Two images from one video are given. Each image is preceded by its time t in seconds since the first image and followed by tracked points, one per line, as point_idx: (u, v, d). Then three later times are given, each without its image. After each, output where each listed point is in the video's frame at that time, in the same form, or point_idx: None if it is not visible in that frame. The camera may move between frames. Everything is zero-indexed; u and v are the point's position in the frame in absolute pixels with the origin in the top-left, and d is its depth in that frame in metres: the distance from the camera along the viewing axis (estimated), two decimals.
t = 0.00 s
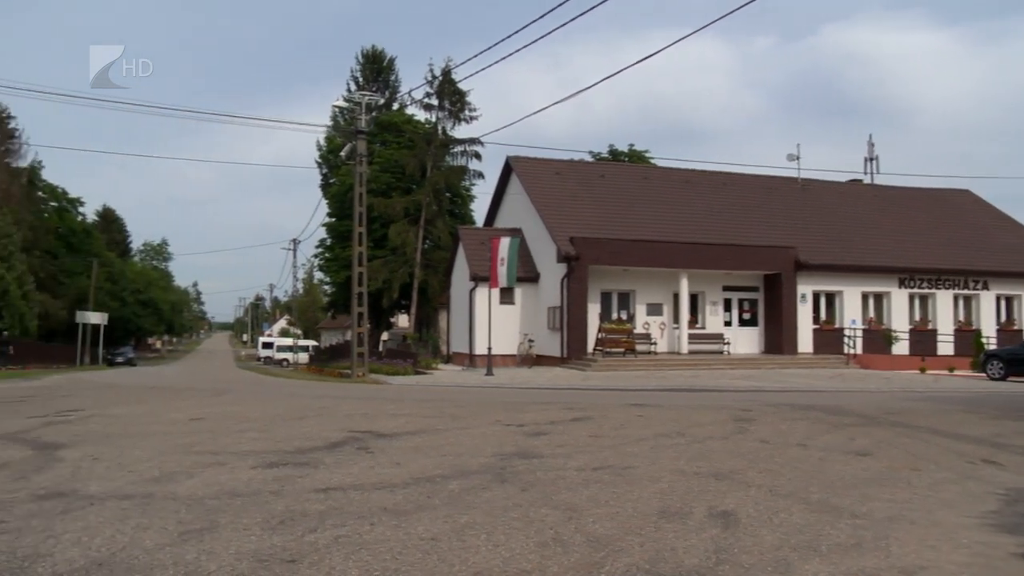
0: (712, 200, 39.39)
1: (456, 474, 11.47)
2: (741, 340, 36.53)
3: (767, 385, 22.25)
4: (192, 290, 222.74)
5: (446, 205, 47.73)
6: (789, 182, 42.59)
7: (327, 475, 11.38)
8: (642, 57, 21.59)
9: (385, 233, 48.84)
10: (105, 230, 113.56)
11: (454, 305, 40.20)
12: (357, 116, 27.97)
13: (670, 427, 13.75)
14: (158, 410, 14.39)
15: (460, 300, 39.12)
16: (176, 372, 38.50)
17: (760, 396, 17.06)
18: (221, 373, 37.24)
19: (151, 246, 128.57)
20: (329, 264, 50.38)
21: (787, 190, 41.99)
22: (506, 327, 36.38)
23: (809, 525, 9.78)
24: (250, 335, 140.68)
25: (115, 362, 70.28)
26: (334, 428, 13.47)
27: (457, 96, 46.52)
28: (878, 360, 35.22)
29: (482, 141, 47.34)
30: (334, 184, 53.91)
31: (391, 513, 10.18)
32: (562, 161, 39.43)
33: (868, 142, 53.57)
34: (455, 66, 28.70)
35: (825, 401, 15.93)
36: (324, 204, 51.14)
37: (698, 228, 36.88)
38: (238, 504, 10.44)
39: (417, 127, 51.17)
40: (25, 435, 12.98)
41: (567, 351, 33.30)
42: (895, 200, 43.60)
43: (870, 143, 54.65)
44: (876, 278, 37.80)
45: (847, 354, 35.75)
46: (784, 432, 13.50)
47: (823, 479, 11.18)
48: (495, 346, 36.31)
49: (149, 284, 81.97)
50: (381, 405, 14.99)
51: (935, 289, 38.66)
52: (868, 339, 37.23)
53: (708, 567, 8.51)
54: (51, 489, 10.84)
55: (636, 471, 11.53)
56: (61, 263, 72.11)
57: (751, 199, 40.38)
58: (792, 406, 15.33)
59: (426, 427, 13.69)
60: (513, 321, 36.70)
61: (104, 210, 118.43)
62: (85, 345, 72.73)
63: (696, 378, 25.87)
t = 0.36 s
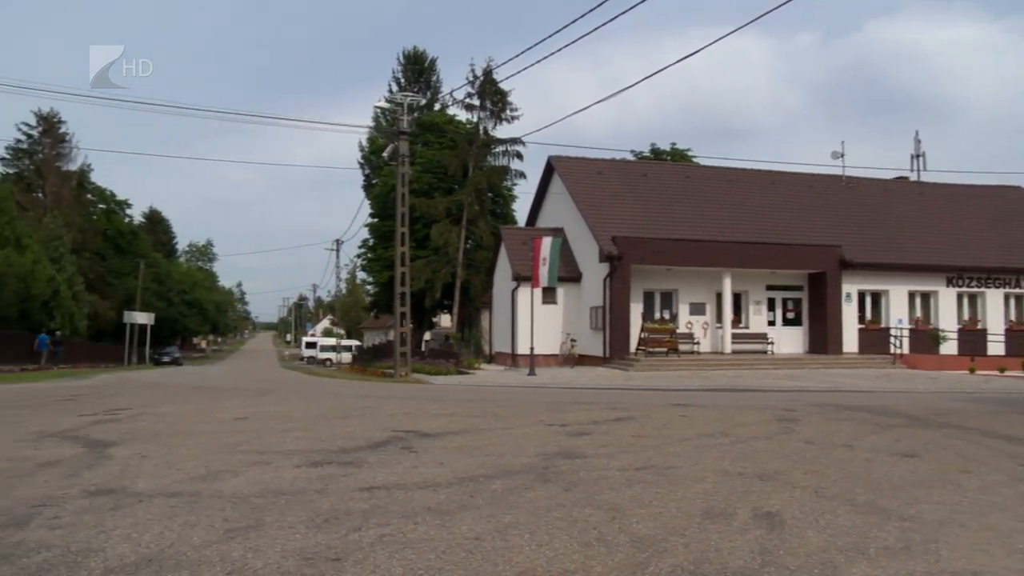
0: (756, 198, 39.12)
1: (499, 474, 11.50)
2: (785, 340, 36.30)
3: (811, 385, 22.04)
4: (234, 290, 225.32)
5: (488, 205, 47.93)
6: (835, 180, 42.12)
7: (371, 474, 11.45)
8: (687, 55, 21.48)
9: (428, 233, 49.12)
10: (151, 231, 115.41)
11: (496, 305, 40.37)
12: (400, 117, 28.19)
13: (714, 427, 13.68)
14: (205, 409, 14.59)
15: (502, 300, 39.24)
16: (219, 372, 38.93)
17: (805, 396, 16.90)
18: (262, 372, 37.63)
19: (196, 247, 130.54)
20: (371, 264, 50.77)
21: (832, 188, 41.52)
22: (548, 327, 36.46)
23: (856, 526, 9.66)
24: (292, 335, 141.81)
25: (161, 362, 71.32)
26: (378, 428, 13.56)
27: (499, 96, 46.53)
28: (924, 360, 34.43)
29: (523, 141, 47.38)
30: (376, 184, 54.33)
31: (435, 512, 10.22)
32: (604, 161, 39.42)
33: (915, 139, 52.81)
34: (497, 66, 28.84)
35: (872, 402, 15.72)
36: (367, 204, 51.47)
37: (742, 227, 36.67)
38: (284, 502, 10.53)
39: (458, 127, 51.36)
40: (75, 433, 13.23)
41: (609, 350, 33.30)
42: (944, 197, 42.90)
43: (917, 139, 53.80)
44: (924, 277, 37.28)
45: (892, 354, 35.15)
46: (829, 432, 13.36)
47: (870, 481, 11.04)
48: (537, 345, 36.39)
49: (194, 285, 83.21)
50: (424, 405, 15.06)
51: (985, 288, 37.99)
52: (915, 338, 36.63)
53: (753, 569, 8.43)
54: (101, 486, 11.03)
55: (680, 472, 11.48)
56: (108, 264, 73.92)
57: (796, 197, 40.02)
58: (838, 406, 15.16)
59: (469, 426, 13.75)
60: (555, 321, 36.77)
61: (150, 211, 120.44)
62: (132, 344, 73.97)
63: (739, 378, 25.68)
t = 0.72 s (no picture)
0: (797, 196, 38.81)
1: (540, 474, 11.50)
2: (827, 339, 35.96)
3: (854, 385, 21.81)
4: (276, 291, 227.75)
5: (527, 205, 47.97)
6: (877, 177, 41.63)
7: (411, 473, 11.51)
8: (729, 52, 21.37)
9: (467, 232, 49.29)
10: (194, 233, 117.11)
11: (535, 304, 40.45)
12: (439, 117, 28.38)
13: (755, 427, 13.59)
14: (247, 407, 14.76)
15: (541, 300, 39.32)
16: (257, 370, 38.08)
17: (849, 397, 16.72)
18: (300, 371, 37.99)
19: (236, 248, 132.16)
20: (411, 264, 51.08)
21: (875, 185, 41.05)
22: (588, 326, 36.46)
23: (900, 529, 9.51)
24: (332, 335, 142.83)
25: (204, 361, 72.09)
26: (418, 428, 13.62)
27: (537, 95, 46.56)
28: (969, 360, 33.74)
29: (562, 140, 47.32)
30: (416, 184, 54.64)
31: (475, 512, 10.25)
32: (643, 160, 39.36)
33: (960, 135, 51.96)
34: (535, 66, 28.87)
35: (917, 402, 15.51)
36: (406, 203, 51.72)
37: (782, 225, 36.42)
38: (326, 500, 10.62)
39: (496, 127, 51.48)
40: (121, 431, 13.45)
41: (648, 349, 33.25)
42: (990, 194, 42.20)
43: (963, 135, 52.94)
44: (969, 276, 36.71)
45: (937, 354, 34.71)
46: (873, 433, 13.21)
47: (915, 483, 10.89)
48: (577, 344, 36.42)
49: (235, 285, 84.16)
50: (465, 404, 15.10)
51: None
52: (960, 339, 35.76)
53: (796, 570, 8.33)
54: (147, 483, 11.20)
55: (720, 472, 11.42)
56: (152, 264, 75.40)
57: (838, 195, 39.64)
58: (882, 407, 14.98)
59: (509, 426, 13.76)
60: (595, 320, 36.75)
61: (193, 213, 122.24)
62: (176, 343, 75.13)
63: (779, 378, 25.49)
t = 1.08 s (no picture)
0: (836, 194, 38.47)
1: (577, 473, 11.49)
2: (865, 339, 35.70)
3: (894, 385, 21.57)
4: (312, 291, 229.45)
5: (563, 204, 47.85)
6: (917, 174, 41.12)
7: (448, 472, 11.54)
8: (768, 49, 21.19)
9: (503, 232, 49.36)
10: (230, 233, 118.25)
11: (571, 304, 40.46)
12: (474, 117, 28.51)
13: (793, 427, 13.49)
14: (285, 406, 14.88)
15: (577, 298, 39.35)
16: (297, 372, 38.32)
17: (889, 397, 16.54)
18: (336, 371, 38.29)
19: (274, 248, 133.29)
20: (447, 264, 51.25)
21: (914, 183, 40.53)
22: (624, 326, 36.48)
23: (943, 531, 9.34)
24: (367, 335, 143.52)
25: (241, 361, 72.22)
26: (454, 427, 13.66)
27: (572, 94, 46.62)
28: (1012, 359, 32.89)
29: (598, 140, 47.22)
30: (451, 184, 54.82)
31: (513, 511, 10.25)
32: (679, 158, 39.22)
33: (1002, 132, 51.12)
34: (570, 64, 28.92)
35: (959, 403, 15.30)
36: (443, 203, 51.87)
37: (821, 224, 36.12)
38: (364, 499, 10.68)
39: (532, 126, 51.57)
40: (161, 429, 13.62)
41: (685, 348, 33.16)
42: None
43: (1004, 131, 52.06)
44: (1011, 274, 36.13)
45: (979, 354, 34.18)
46: (913, 434, 13.06)
47: (957, 485, 10.73)
48: (613, 344, 36.41)
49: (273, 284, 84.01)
50: (501, 404, 15.12)
51: None
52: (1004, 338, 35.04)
53: (836, 572, 8.21)
54: (186, 480, 11.33)
55: (758, 472, 11.35)
56: (191, 265, 76.42)
57: (877, 192, 39.21)
58: (922, 407, 14.81)
59: (545, 425, 13.76)
60: (632, 319, 36.73)
61: (230, 213, 123.49)
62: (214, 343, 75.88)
63: (817, 377, 25.28)
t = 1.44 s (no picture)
0: (873, 193, 38.09)
1: (612, 473, 11.49)
2: (904, 339, 35.37)
3: (936, 386, 21.31)
4: (348, 291, 231.33)
5: (598, 204, 47.68)
6: (957, 172, 40.57)
7: (483, 472, 11.57)
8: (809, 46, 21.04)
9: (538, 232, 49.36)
10: (267, 233, 119.48)
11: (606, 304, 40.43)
12: (508, 117, 28.60)
13: (831, 428, 13.40)
14: (321, 406, 15.00)
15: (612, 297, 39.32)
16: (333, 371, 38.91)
17: (931, 397, 16.36)
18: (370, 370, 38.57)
19: (309, 249, 134.43)
20: (481, 263, 51.37)
21: (954, 181, 39.96)
22: (659, 326, 36.39)
23: (986, 535, 9.18)
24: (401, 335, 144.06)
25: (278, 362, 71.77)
26: (490, 427, 13.70)
27: (607, 94, 46.39)
28: None
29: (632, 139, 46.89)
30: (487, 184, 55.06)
31: (549, 511, 10.24)
32: (714, 157, 39.12)
33: None
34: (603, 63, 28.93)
35: (1002, 404, 15.09)
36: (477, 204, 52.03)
37: (858, 222, 35.81)
38: (400, 498, 10.73)
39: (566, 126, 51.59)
40: (199, 428, 13.77)
41: (721, 348, 33.01)
42: None
43: None
44: None
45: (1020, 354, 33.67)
46: (955, 436, 12.90)
47: (1000, 488, 10.56)
48: (648, 344, 36.35)
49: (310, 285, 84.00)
50: (536, 404, 15.13)
51: None
52: None
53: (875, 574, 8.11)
54: (224, 479, 11.44)
55: (796, 473, 11.27)
56: (228, 265, 77.76)
57: (916, 190, 38.74)
58: (964, 408, 14.63)
59: (581, 425, 13.77)
60: (667, 320, 36.62)
61: (266, 214, 124.74)
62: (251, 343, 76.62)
63: (854, 378, 25.04)
